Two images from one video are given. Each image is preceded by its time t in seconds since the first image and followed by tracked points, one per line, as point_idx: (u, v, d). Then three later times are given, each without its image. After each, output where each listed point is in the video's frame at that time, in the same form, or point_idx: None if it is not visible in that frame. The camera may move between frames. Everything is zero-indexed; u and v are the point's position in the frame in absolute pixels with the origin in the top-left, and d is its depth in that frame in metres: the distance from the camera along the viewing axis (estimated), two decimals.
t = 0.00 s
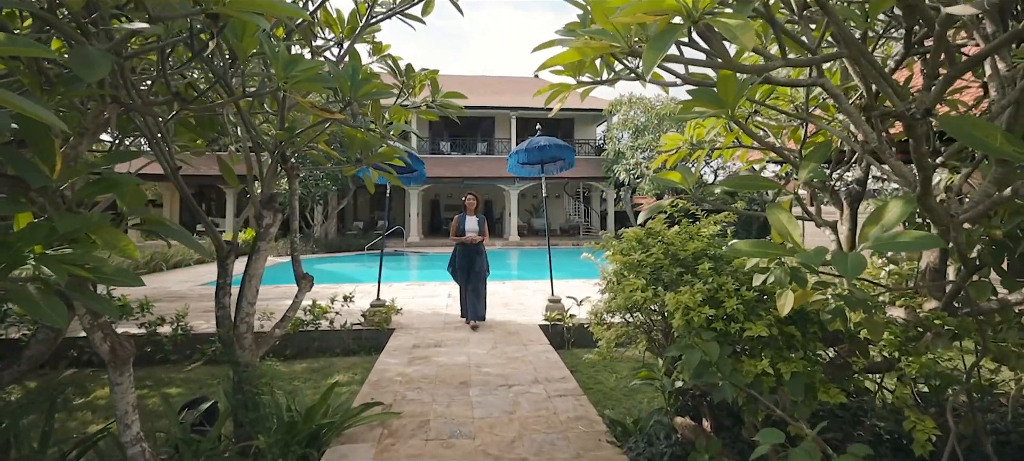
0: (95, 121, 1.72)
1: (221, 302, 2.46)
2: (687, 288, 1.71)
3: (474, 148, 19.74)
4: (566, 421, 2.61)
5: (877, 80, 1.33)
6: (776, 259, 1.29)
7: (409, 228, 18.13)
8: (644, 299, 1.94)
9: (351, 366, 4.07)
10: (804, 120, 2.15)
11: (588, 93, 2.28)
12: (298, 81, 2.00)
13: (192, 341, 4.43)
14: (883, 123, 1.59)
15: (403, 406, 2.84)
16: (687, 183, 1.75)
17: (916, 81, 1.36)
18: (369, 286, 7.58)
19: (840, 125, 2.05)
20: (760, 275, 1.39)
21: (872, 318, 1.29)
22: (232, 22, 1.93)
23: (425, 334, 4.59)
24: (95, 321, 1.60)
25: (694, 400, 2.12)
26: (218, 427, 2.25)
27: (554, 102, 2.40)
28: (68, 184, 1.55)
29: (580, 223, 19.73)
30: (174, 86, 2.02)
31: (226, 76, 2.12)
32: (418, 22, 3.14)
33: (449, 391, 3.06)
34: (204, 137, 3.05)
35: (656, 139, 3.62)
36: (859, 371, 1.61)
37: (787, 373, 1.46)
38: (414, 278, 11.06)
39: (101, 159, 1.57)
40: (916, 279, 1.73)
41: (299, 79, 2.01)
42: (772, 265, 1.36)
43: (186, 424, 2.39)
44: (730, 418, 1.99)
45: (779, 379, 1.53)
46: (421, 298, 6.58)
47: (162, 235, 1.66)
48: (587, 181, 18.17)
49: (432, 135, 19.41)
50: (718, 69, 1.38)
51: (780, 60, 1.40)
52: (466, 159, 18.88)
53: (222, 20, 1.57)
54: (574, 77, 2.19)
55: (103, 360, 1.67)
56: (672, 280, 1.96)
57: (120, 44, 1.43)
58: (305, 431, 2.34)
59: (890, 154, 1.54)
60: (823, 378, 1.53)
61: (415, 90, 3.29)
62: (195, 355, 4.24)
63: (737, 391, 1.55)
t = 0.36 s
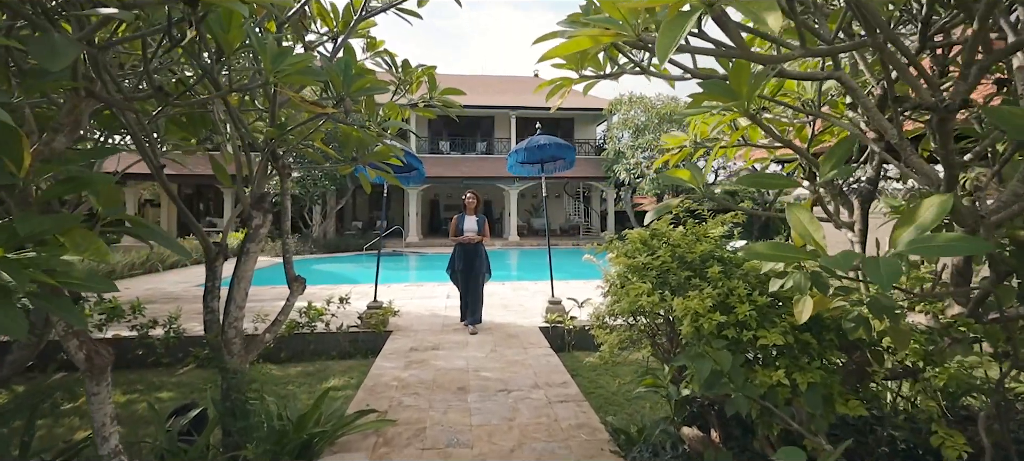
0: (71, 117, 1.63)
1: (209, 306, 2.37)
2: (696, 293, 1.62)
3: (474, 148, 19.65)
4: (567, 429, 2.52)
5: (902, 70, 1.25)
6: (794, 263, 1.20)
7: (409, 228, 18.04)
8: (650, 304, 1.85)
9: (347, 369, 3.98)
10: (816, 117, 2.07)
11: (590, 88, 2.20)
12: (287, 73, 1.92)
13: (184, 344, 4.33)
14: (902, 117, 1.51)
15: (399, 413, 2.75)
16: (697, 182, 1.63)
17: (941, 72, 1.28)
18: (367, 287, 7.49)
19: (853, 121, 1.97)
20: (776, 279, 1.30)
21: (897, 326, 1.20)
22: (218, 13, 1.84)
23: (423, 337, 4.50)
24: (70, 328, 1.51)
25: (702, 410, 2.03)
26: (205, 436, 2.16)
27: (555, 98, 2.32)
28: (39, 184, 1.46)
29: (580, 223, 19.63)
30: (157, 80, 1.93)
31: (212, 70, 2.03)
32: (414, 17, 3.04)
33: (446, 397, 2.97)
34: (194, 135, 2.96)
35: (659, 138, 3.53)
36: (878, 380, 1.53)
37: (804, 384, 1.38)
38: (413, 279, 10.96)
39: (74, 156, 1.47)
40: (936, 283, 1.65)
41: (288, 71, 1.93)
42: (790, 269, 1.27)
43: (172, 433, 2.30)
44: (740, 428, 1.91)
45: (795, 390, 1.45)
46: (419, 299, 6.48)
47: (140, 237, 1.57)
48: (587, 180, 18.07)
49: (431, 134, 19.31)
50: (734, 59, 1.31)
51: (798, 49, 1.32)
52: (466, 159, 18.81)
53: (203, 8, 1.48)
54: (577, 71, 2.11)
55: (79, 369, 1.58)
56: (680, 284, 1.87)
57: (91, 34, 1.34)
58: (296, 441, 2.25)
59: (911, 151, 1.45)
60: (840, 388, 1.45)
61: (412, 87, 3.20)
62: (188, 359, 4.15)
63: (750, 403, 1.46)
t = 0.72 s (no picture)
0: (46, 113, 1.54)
1: (198, 311, 2.29)
2: (707, 299, 1.53)
3: (473, 148, 19.55)
4: (569, 439, 2.43)
5: (931, 60, 1.16)
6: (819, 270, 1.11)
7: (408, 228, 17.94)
8: (657, 310, 1.76)
9: (343, 374, 3.89)
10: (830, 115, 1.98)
11: (595, 86, 2.14)
12: (276, 68, 1.84)
13: (177, 347, 4.24)
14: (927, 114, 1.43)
15: (395, 420, 2.66)
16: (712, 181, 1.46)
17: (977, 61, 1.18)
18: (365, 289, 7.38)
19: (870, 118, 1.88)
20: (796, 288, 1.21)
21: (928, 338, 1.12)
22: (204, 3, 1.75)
23: (421, 340, 4.41)
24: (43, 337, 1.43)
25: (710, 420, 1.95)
26: (192, 447, 2.08)
27: (558, 95, 2.25)
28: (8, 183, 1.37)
29: (580, 223, 19.52)
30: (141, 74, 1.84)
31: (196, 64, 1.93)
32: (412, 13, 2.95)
33: (444, 404, 2.88)
34: (184, 134, 2.87)
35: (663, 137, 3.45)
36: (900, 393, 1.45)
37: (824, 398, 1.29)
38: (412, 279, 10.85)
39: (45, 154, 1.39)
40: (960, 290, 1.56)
41: (276, 66, 1.85)
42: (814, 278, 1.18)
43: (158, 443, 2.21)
44: (751, 440, 1.82)
45: (814, 404, 1.36)
46: (417, 301, 6.38)
47: (121, 238, 1.48)
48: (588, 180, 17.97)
49: (431, 134, 19.20)
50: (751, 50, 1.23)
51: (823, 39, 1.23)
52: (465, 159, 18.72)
53: None
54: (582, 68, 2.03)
55: (53, 380, 1.49)
56: (688, 289, 1.78)
57: (63, 23, 1.25)
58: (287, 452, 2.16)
59: (937, 149, 1.37)
60: (862, 402, 1.36)
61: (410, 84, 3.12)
62: (181, 362, 4.05)
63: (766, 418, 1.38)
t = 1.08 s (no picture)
0: (20, 108, 1.46)
1: (186, 315, 2.20)
2: (722, 305, 1.44)
3: (473, 148, 19.46)
4: (573, 448, 2.33)
5: (967, 46, 1.07)
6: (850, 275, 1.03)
7: (407, 228, 17.84)
8: (667, 315, 1.67)
9: (340, 378, 3.79)
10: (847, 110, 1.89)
11: (599, 81, 2.04)
12: (265, 60, 1.74)
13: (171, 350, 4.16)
14: (953, 108, 1.35)
15: (392, 428, 2.56)
16: (726, 179, 1.39)
17: (1020, 47, 1.08)
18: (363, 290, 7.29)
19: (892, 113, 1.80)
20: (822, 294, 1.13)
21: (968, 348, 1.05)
22: None
23: (420, 343, 4.32)
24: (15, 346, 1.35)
25: (721, 430, 1.87)
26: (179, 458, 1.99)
27: (561, 92, 2.16)
28: None
29: (580, 223, 19.41)
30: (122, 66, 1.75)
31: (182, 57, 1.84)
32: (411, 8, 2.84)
33: (443, 410, 2.79)
34: (174, 131, 2.78)
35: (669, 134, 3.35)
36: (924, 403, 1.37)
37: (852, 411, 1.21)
38: (411, 280, 10.75)
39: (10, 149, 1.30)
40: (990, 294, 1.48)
41: (265, 58, 1.75)
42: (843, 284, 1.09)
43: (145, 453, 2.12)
44: (766, 453, 1.73)
45: (839, 418, 1.27)
46: (416, 303, 6.28)
47: (100, 241, 1.39)
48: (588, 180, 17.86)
49: (430, 134, 19.11)
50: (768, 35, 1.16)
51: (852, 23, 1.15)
52: (464, 159, 18.66)
53: None
54: (586, 63, 1.93)
55: (24, 391, 1.42)
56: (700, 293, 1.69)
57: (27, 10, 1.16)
58: None
59: (969, 145, 1.28)
60: (889, 415, 1.28)
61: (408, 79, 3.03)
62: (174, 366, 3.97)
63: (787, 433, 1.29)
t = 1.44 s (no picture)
0: None
1: (175, 319, 2.10)
2: (741, 310, 1.36)
3: (473, 148, 19.38)
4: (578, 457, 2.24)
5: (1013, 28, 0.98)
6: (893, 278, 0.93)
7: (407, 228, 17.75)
8: (680, 320, 1.58)
9: (337, 382, 3.70)
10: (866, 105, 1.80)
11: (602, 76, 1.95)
12: (255, 50, 1.64)
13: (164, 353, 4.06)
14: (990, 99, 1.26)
15: (390, 436, 2.47)
16: (746, 175, 1.25)
17: None
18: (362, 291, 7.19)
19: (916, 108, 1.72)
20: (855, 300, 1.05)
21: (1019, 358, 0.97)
22: None
23: (419, 346, 4.23)
24: None
25: (736, 440, 1.78)
26: None
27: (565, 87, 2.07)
28: None
29: (580, 223, 19.32)
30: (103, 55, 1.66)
31: (167, 46, 1.75)
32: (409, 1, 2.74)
33: (442, 416, 2.69)
34: (165, 128, 2.69)
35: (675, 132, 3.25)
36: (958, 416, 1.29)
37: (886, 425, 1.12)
38: (410, 281, 10.66)
39: None
40: None
41: (256, 48, 1.66)
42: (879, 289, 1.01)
43: None
44: None
45: (870, 433, 1.19)
46: (416, 304, 6.19)
47: (79, 243, 1.24)
48: (588, 180, 17.77)
49: (430, 134, 19.02)
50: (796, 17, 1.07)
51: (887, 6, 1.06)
52: (464, 158, 18.57)
53: None
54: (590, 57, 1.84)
55: None
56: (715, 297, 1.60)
57: None
58: None
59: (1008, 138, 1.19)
60: (923, 429, 1.20)
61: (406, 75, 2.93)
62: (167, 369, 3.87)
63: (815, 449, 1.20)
